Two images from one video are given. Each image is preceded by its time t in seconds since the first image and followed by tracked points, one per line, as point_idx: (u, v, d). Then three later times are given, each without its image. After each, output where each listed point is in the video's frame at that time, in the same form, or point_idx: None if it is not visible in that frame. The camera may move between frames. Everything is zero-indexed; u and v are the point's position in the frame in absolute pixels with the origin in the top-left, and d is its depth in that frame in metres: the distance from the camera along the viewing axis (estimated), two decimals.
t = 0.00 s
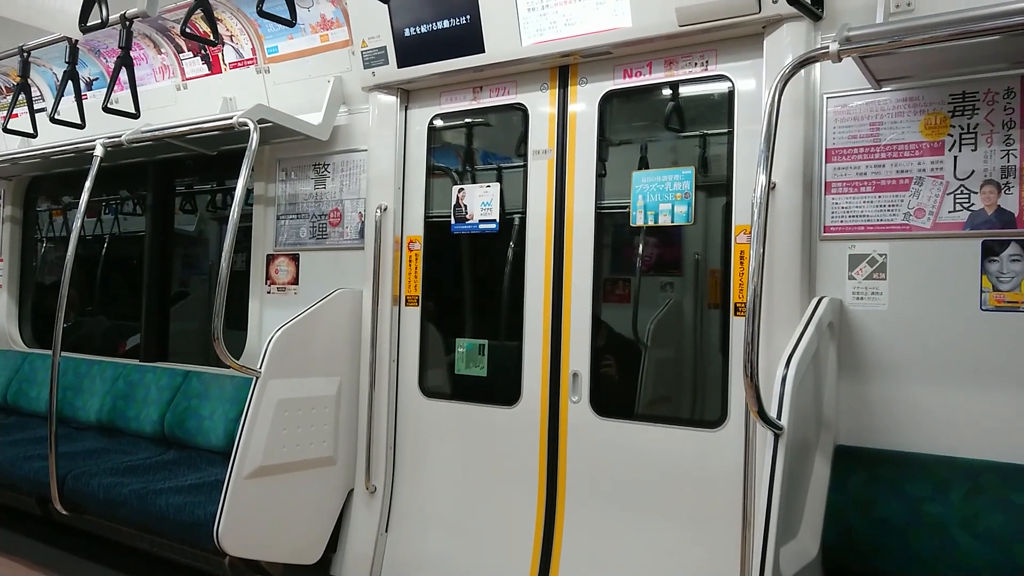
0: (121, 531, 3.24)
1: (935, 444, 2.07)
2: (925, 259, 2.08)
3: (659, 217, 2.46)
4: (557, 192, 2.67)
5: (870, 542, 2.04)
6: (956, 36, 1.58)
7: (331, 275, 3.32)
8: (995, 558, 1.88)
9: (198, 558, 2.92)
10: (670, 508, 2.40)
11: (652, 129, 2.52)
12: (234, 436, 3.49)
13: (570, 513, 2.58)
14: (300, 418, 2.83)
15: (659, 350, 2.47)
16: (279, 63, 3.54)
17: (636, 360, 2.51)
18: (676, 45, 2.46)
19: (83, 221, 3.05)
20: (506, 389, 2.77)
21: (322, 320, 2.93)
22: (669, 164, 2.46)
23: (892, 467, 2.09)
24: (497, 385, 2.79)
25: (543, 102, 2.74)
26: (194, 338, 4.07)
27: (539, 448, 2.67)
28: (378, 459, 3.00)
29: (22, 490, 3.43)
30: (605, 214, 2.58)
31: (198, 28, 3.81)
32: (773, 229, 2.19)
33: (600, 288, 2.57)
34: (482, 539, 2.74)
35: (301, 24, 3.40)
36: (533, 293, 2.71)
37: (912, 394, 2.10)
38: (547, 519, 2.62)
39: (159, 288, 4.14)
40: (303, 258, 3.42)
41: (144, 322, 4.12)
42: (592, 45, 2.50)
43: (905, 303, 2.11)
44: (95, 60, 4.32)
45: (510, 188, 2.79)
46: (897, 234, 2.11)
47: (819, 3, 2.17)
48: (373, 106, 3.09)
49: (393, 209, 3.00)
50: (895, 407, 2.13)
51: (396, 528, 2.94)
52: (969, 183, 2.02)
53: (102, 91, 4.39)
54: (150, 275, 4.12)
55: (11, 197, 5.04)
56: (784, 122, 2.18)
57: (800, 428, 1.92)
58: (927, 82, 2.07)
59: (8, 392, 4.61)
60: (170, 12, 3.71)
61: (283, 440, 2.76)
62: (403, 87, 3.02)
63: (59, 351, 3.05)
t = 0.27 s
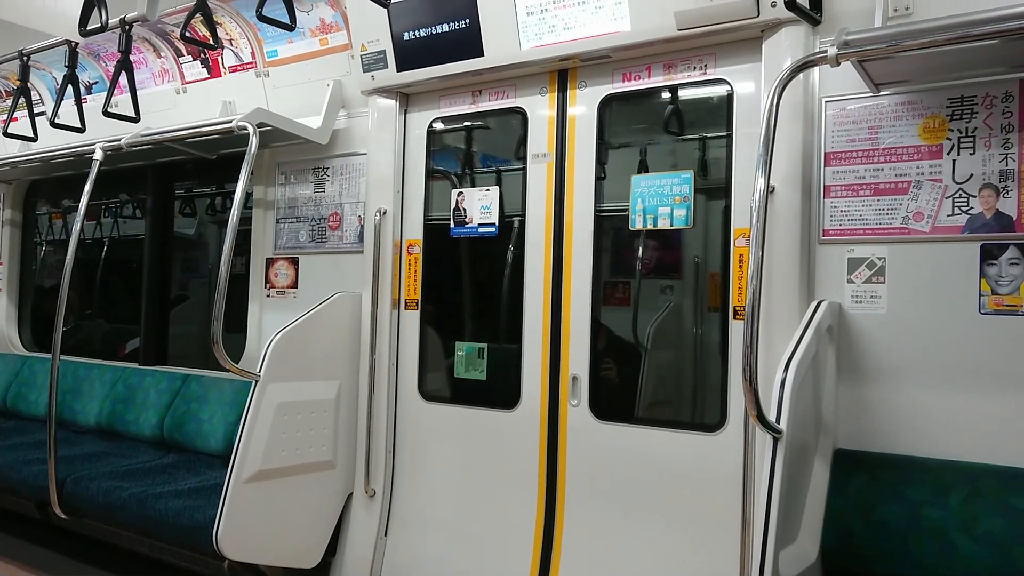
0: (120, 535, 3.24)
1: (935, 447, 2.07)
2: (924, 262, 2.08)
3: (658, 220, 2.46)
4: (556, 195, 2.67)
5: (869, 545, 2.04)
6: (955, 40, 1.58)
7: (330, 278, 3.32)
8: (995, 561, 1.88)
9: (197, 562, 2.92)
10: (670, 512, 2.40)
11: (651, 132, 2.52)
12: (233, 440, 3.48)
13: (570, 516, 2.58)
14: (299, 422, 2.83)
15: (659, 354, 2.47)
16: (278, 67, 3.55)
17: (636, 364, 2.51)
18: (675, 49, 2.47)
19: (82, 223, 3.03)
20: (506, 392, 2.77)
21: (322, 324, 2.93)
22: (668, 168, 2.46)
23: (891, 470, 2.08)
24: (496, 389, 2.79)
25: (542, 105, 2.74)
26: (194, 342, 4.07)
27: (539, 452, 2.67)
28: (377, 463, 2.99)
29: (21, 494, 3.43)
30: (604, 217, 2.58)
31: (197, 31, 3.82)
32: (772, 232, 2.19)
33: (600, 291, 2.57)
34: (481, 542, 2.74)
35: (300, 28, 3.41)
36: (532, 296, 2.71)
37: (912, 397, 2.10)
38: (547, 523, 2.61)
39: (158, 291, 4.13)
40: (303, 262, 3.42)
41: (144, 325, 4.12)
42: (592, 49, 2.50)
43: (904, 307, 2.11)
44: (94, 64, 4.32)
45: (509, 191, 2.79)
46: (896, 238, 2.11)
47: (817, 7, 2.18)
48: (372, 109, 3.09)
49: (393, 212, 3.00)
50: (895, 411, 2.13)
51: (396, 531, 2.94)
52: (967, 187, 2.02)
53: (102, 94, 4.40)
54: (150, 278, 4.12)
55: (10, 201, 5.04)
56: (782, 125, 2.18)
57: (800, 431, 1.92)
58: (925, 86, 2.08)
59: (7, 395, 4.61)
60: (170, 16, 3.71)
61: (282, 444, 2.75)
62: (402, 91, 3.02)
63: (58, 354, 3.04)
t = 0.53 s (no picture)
0: (118, 537, 3.23)
1: (935, 450, 2.06)
2: (925, 264, 2.07)
3: (658, 222, 2.46)
4: (555, 197, 2.66)
5: (870, 548, 2.03)
6: (955, 41, 1.58)
7: (329, 280, 3.31)
8: (996, 565, 1.87)
9: (196, 565, 2.91)
10: (670, 514, 2.39)
11: (651, 134, 2.52)
12: (232, 442, 3.47)
13: (569, 519, 2.57)
14: (298, 424, 2.82)
15: (659, 356, 2.46)
16: (278, 68, 3.54)
17: (636, 366, 2.50)
18: (675, 50, 2.46)
19: (80, 226, 3.02)
20: (505, 394, 2.76)
21: (321, 325, 2.92)
22: (668, 170, 2.46)
23: (892, 473, 2.08)
24: (496, 391, 2.79)
25: (542, 106, 2.74)
26: (193, 343, 4.06)
27: (539, 454, 2.66)
28: (377, 464, 2.99)
29: (19, 496, 3.42)
30: (604, 219, 2.57)
31: (197, 33, 3.81)
32: (772, 234, 2.19)
33: (600, 293, 2.56)
34: (480, 545, 2.73)
35: (300, 29, 3.40)
36: (532, 298, 2.70)
37: (912, 399, 2.09)
38: (546, 526, 2.61)
39: (157, 293, 4.13)
40: (302, 263, 3.41)
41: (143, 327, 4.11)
42: (591, 51, 2.50)
43: (904, 309, 2.10)
44: (94, 65, 4.32)
45: (509, 193, 2.79)
46: (897, 240, 2.11)
47: (817, 8, 2.18)
48: (372, 111, 3.09)
49: (392, 214, 3.00)
50: (895, 413, 2.12)
51: (395, 534, 2.93)
52: (968, 189, 2.02)
53: (101, 96, 4.39)
54: (149, 280, 4.12)
55: (10, 202, 5.04)
56: (783, 127, 2.18)
57: (800, 434, 1.91)
58: (926, 87, 2.07)
59: (6, 397, 4.60)
60: (169, 17, 3.71)
61: (281, 446, 2.74)
62: (401, 92, 3.02)
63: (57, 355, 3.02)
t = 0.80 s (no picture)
0: (118, 537, 3.23)
1: (935, 450, 2.06)
2: (925, 264, 2.07)
3: (658, 222, 2.46)
4: (555, 197, 2.66)
5: (870, 548, 2.03)
6: (955, 40, 1.58)
7: (329, 280, 3.32)
8: (997, 565, 1.87)
9: (196, 565, 2.91)
10: (670, 514, 2.39)
11: (650, 134, 2.52)
12: (232, 442, 3.47)
13: (569, 519, 2.57)
14: (298, 424, 2.82)
15: (659, 356, 2.46)
16: (278, 68, 3.54)
17: (636, 366, 2.50)
18: (675, 50, 2.46)
19: (80, 226, 3.02)
20: (505, 395, 2.76)
21: (321, 325, 2.93)
22: (668, 170, 2.46)
23: (892, 473, 2.07)
24: (496, 391, 2.79)
25: (541, 107, 2.74)
26: (193, 343, 4.06)
27: (538, 454, 2.66)
28: (377, 464, 2.99)
29: (19, 496, 3.42)
30: (604, 219, 2.57)
31: (197, 33, 3.81)
32: (772, 234, 2.19)
33: (600, 293, 2.56)
34: (480, 545, 2.73)
35: (300, 29, 3.40)
36: (532, 298, 2.70)
37: (912, 399, 2.09)
38: (546, 526, 2.61)
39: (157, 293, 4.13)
40: (302, 264, 3.41)
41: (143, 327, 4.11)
42: (591, 51, 2.50)
43: (904, 309, 2.10)
44: (94, 66, 4.32)
45: (509, 193, 2.79)
46: (896, 240, 2.11)
47: (817, 7, 2.17)
48: (372, 111, 3.09)
49: (392, 214, 3.00)
50: (895, 413, 2.12)
51: (394, 534, 2.93)
52: (968, 189, 2.02)
53: (102, 96, 4.40)
54: (149, 280, 4.12)
55: (10, 203, 5.04)
56: (782, 127, 2.18)
57: (800, 433, 1.91)
58: (926, 87, 2.07)
59: (6, 397, 4.60)
60: (169, 17, 3.71)
61: (281, 446, 2.74)
62: (401, 92, 3.02)
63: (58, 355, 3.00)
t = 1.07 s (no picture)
0: (116, 536, 3.22)
1: (934, 451, 2.06)
2: (924, 265, 2.07)
3: (657, 222, 2.46)
4: (555, 196, 2.66)
5: (868, 548, 2.03)
6: (955, 41, 1.58)
7: (328, 279, 3.31)
8: (995, 566, 1.87)
9: (193, 564, 2.91)
10: (669, 514, 2.39)
11: (650, 134, 2.51)
12: (230, 441, 3.47)
13: (567, 519, 2.57)
14: (296, 423, 2.82)
15: (658, 356, 2.46)
16: (277, 67, 3.54)
17: (635, 366, 2.50)
18: (675, 51, 2.46)
19: (79, 225, 3.01)
20: (504, 394, 2.76)
21: (320, 324, 2.92)
22: (667, 170, 2.46)
23: (890, 473, 2.07)
24: (494, 390, 2.79)
25: (541, 106, 2.74)
26: (191, 342, 4.06)
27: (537, 454, 2.66)
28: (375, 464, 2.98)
29: (16, 494, 3.41)
30: (603, 219, 2.57)
31: (196, 31, 3.81)
32: (771, 234, 2.19)
33: (599, 293, 2.56)
34: (478, 545, 2.72)
35: (299, 28, 3.40)
36: (531, 297, 2.70)
37: (911, 400, 2.09)
38: (544, 526, 2.60)
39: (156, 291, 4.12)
40: (301, 263, 3.41)
41: (141, 325, 4.11)
42: (591, 50, 2.50)
43: (903, 310, 2.10)
44: (93, 64, 4.32)
45: (508, 192, 2.78)
46: (896, 240, 2.11)
47: (817, 8, 2.17)
48: (371, 110, 3.09)
49: (391, 213, 3.00)
50: (894, 414, 2.12)
51: (393, 533, 2.92)
52: (967, 190, 2.02)
53: (101, 94, 4.39)
54: (148, 279, 4.11)
55: (8, 201, 5.03)
56: (782, 127, 2.18)
57: (798, 434, 1.91)
58: (925, 88, 2.07)
59: (4, 396, 4.60)
60: (168, 15, 3.70)
61: (279, 445, 2.74)
62: (401, 91, 3.02)
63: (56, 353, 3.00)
